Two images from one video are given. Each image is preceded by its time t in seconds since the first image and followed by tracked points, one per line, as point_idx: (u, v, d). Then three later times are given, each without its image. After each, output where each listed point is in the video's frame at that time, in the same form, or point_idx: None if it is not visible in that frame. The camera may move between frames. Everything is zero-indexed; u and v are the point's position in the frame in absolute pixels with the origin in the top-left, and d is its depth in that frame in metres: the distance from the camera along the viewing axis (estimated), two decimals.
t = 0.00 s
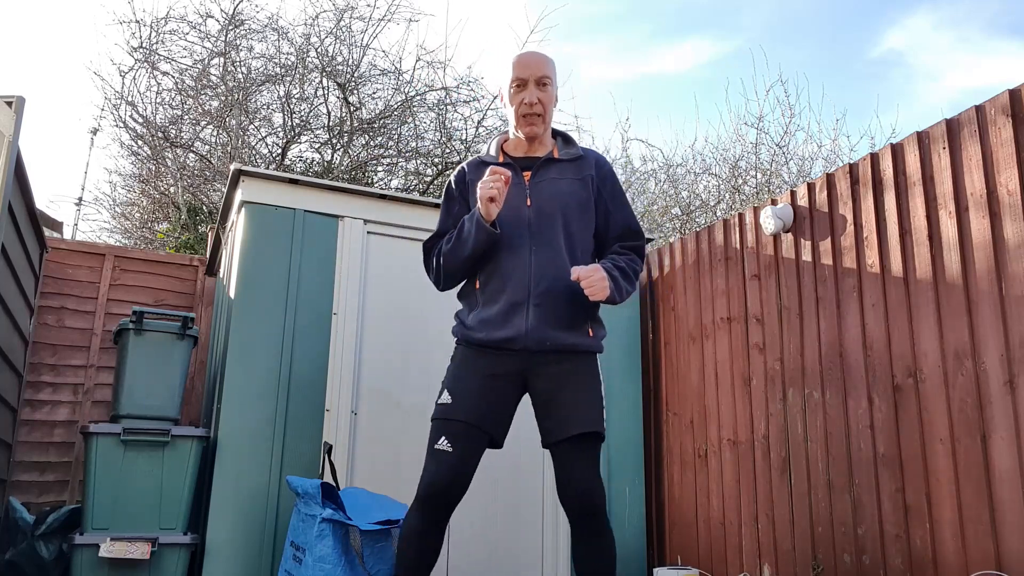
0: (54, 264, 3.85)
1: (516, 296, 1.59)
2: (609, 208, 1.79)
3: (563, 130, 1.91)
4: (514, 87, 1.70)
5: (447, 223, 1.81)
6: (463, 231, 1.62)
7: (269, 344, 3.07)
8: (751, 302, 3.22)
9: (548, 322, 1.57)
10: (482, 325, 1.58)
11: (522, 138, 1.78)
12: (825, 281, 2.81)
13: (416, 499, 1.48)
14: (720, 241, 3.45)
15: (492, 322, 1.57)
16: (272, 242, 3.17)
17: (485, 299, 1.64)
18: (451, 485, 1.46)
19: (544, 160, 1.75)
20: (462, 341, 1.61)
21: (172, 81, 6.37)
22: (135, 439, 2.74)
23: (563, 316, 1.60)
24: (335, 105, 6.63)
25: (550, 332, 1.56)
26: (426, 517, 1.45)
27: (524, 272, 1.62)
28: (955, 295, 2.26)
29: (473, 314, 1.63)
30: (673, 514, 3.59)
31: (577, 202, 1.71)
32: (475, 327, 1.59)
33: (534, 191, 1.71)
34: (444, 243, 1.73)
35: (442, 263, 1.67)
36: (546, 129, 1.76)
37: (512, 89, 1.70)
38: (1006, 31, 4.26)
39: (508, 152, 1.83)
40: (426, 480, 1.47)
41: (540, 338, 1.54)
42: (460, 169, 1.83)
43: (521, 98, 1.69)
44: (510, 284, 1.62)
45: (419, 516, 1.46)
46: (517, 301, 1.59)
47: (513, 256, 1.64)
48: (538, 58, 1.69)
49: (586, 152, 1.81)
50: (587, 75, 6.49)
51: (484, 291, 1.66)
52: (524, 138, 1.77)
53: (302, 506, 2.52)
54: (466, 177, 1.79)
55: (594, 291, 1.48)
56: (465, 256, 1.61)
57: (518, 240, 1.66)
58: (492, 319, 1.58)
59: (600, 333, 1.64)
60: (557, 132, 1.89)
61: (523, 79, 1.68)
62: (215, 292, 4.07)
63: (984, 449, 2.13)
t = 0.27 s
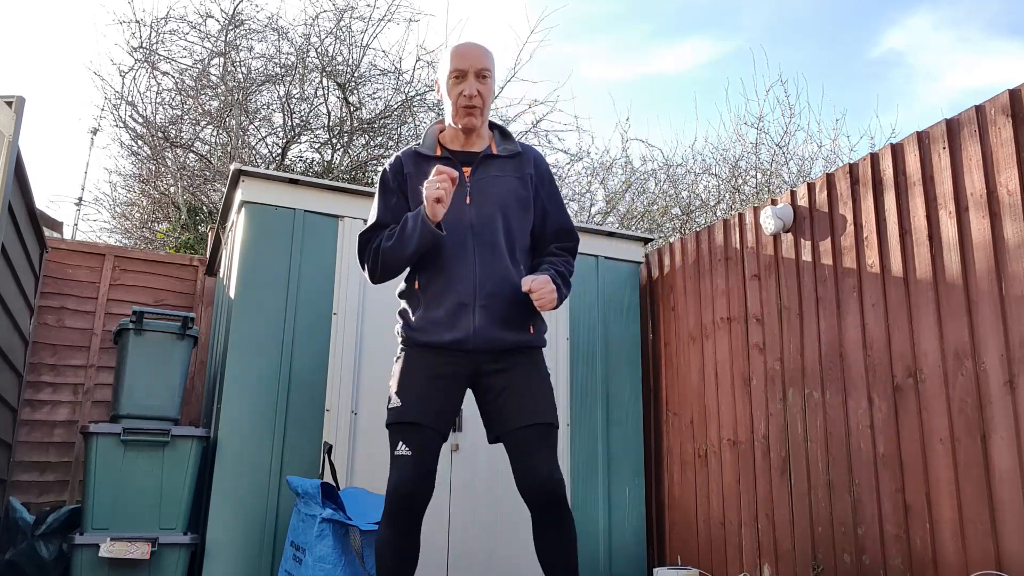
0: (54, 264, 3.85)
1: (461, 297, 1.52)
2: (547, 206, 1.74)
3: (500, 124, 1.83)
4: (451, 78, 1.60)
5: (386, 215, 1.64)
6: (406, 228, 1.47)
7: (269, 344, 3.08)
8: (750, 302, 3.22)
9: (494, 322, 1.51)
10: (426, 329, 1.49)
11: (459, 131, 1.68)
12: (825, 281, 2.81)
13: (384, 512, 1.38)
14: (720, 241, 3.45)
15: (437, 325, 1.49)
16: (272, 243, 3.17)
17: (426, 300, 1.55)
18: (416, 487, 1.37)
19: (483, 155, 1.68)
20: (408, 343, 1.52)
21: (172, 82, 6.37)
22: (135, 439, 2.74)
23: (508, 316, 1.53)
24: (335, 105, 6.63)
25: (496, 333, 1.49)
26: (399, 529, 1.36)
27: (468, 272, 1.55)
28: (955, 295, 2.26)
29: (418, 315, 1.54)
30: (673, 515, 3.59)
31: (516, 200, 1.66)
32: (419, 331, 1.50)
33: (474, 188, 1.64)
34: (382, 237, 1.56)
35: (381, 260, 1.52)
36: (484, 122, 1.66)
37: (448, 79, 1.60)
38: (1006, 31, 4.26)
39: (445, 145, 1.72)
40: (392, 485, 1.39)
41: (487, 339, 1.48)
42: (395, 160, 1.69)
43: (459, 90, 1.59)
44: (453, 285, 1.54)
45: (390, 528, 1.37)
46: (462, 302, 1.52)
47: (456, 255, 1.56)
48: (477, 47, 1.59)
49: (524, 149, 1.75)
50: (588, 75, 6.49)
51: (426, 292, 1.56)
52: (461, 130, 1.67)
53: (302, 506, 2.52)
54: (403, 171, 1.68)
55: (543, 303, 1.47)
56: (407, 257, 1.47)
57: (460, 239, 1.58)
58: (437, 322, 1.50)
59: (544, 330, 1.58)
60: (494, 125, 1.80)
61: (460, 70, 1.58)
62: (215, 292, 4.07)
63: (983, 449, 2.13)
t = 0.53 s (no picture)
0: (54, 265, 3.85)
1: (444, 297, 1.53)
2: (521, 204, 1.77)
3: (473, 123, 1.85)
4: (424, 74, 1.61)
5: (363, 219, 1.65)
6: (388, 243, 1.48)
7: (269, 344, 3.07)
8: (751, 302, 3.22)
9: (477, 322, 1.52)
10: (409, 330, 1.50)
11: (433, 129, 1.69)
12: (825, 281, 2.81)
13: (375, 513, 1.40)
14: (720, 241, 3.45)
15: (418, 326, 1.50)
16: (272, 243, 3.16)
17: (407, 301, 1.56)
18: (406, 488, 1.39)
19: (459, 154, 1.71)
20: (391, 345, 1.52)
21: (172, 82, 6.37)
22: (135, 439, 2.74)
23: (488, 315, 1.55)
24: (335, 105, 6.63)
25: (479, 333, 1.50)
26: (391, 532, 1.38)
27: (449, 272, 1.56)
28: (955, 295, 2.26)
29: (396, 317, 1.54)
30: (673, 514, 3.59)
31: (494, 199, 1.69)
32: (400, 332, 1.50)
33: (452, 188, 1.66)
34: (361, 245, 1.58)
35: (360, 271, 1.53)
36: (457, 119, 1.68)
37: (422, 76, 1.61)
38: (1005, 31, 4.26)
39: (418, 144, 1.73)
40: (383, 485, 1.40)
41: (471, 339, 1.49)
42: (369, 160, 1.69)
43: (434, 86, 1.60)
44: (435, 285, 1.55)
45: (382, 531, 1.39)
46: (445, 302, 1.52)
47: (436, 256, 1.57)
48: (450, 44, 1.61)
49: (498, 148, 1.78)
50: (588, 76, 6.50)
51: (405, 293, 1.57)
52: (435, 128, 1.69)
53: (303, 506, 2.52)
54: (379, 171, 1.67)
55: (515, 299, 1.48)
56: (388, 272, 1.48)
57: (440, 240, 1.59)
58: (419, 323, 1.50)
59: (520, 327, 1.61)
60: (466, 123, 1.83)
61: (435, 66, 1.59)
62: (215, 292, 4.07)
63: (984, 449, 2.13)
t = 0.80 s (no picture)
0: (54, 264, 3.86)
1: (448, 293, 1.54)
2: (525, 205, 1.77)
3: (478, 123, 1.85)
4: (433, 74, 1.62)
5: (369, 211, 1.64)
6: (398, 236, 1.47)
7: (269, 344, 3.08)
8: (751, 302, 3.22)
9: (481, 318, 1.53)
10: (413, 326, 1.50)
11: (440, 127, 1.70)
12: (825, 281, 2.81)
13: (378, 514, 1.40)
14: (720, 241, 3.45)
15: (422, 322, 1.50)
16: (272, 242, 3.17)
17: (411, 297, 1.56)
18: (409, 489, 1.38)
19: (464, 153, 1.70)
20: (392, 341, 1.53)
21: (172, 82, 6.37)
22: (135, 439, 2.74)
23: (492, 312, 1.56)
24: (335, 105, 6.63)
25: (483, 329, 1.51)
26: (393, 532, 1.38)
27: (454, 269, 1.57)
28: (955, 295, 2.26)
29: (401, 313, 1.55)
30: (673, 514, 3.59)
31: (499, 198, 1.69)
32: (405, 328, 1.51)
33: (458, 186, 1.66)
34: (369, 237, 1.56)
35: (368, 262, 1.52)
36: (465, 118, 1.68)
37: (431, 75, 1.62)
38: (1005, 30, 4.26)
39: (425, 141, 1.73)
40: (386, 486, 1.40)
41: (475, 335, 1.50)
42: (376, 154, 1.67)
43: (443, 85, 1.60)
44: (439, 281, 1.55)
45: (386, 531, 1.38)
46: (449, 299, 1.53)
47: (442, 252, 1.58)
48: (460, 44, 1.61)
49: (503, 148, 1.78)
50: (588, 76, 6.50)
51: (408, 288, 1.57)
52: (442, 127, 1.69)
53: (302, 506, 2.52)
54: (386, 165, 1.66)
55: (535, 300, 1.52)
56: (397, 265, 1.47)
57: (445, 236, 1.59)
58: (423, 319, 1.51)
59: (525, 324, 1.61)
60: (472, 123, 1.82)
61: (444, 65, 1.60)
62: (215, 292, 4.07)
63: (984, 450, 2.13)
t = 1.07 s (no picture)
0: (54, 265, 3.85)
1: (478, 295, 1.54)
2: (563, 209, 1.75)
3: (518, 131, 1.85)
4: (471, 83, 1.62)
5: (403, 215, 1.68)
6: (421, 233, 1.50)
7: (269, 344, 3.08)
8: (750, 302, 3.22)
9: (510, 321, 1.52)
10: (443, 327, 1.51)
11: (478, 137, 1.70)
12: (825, 280, 2.81)
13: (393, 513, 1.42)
14: (720, 241, 3.45)
15: (451, 324, 1.51)
16: (272, 242, 3.17)
17: (442, 298, 1.57)
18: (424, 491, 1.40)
19: (501, 159, 1.69)
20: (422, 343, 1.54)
21: (172, 82, 6.37)
22: (135, 439, 2.74)
23: (523, 316, 1.55)
24: (335, 105, 6.63)
25: (512, 332, 1.50)
26: (407, 532, 1.39)
27: (484, 271, 1.56)
28: (955, 295, 2.26)
29: (433, 315, 1.55)
30: (673, 515, 3.59)
31: (534, 202, 1.67)
32: (434, 329, 1.52)
33: (493, 190, 1.66)
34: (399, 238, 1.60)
35: (396, 261, 1.55)
36: (503, 128, 1.69)
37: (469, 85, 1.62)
38: (1006, 30, 4.26)
39: (463, 150, 1.74)
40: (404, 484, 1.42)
41: (503, 338, 1.49)
42: (415, 163, 1.72)
43: (480, 95, 1.61)
44: (470, 283, 1.55)
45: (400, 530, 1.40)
46: (478, 301, 1.53)
47: (472, 254, 1.58)
48: (498, 55, 1.62)
49: (542, 153, 1.77)
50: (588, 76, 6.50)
51: (440, 290, 1.58)
52: (480, 136, 1.69)
53: (302, 506, 2.52)
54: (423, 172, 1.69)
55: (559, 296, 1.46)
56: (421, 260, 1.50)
57: (477, 238, 1.59)
58: (453, 320, 1.51)
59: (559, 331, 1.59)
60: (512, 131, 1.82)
61: (482, 75, 1.60)
62: (215, 292, 4.07)
63: (983, 449, 2.13)
